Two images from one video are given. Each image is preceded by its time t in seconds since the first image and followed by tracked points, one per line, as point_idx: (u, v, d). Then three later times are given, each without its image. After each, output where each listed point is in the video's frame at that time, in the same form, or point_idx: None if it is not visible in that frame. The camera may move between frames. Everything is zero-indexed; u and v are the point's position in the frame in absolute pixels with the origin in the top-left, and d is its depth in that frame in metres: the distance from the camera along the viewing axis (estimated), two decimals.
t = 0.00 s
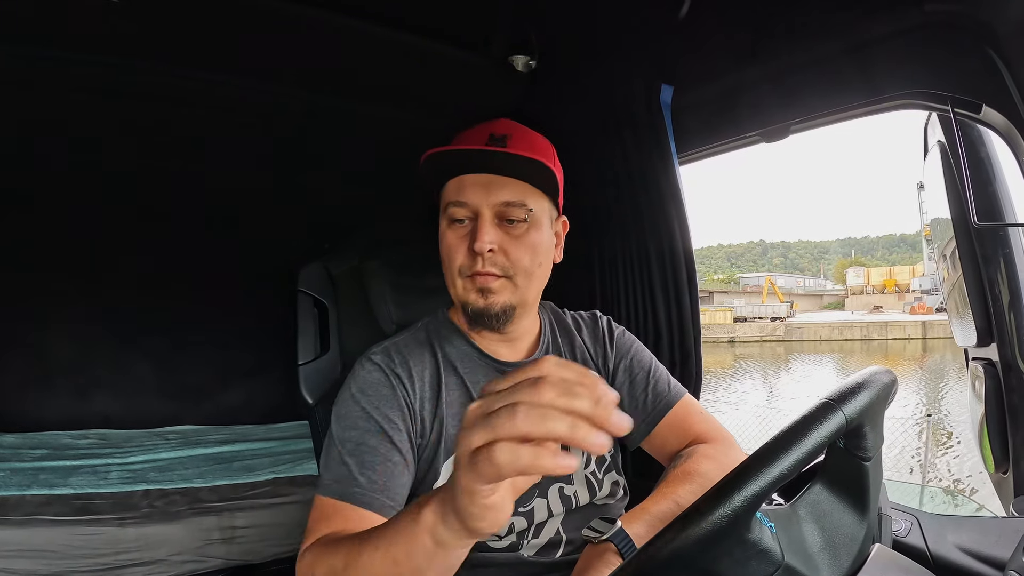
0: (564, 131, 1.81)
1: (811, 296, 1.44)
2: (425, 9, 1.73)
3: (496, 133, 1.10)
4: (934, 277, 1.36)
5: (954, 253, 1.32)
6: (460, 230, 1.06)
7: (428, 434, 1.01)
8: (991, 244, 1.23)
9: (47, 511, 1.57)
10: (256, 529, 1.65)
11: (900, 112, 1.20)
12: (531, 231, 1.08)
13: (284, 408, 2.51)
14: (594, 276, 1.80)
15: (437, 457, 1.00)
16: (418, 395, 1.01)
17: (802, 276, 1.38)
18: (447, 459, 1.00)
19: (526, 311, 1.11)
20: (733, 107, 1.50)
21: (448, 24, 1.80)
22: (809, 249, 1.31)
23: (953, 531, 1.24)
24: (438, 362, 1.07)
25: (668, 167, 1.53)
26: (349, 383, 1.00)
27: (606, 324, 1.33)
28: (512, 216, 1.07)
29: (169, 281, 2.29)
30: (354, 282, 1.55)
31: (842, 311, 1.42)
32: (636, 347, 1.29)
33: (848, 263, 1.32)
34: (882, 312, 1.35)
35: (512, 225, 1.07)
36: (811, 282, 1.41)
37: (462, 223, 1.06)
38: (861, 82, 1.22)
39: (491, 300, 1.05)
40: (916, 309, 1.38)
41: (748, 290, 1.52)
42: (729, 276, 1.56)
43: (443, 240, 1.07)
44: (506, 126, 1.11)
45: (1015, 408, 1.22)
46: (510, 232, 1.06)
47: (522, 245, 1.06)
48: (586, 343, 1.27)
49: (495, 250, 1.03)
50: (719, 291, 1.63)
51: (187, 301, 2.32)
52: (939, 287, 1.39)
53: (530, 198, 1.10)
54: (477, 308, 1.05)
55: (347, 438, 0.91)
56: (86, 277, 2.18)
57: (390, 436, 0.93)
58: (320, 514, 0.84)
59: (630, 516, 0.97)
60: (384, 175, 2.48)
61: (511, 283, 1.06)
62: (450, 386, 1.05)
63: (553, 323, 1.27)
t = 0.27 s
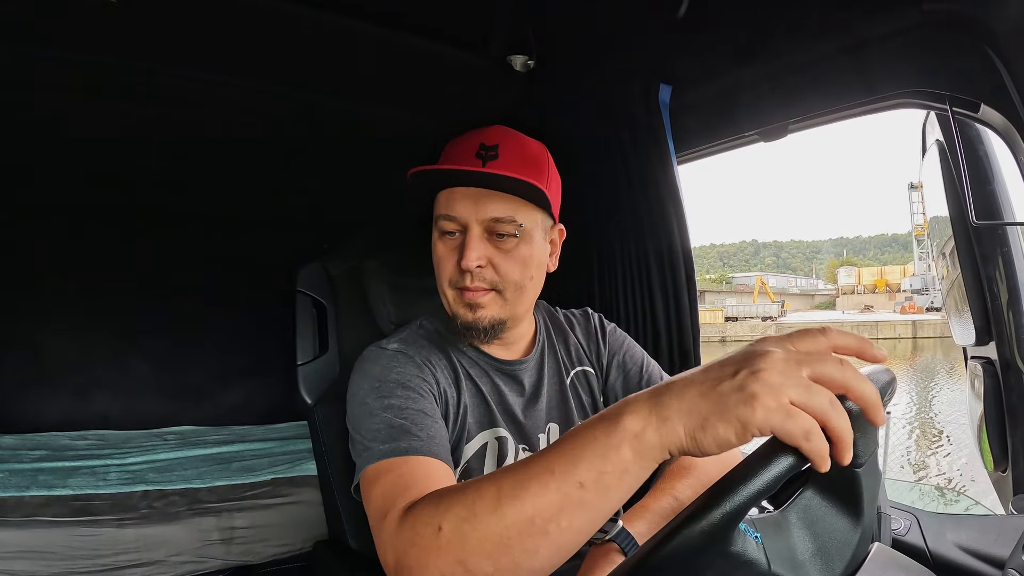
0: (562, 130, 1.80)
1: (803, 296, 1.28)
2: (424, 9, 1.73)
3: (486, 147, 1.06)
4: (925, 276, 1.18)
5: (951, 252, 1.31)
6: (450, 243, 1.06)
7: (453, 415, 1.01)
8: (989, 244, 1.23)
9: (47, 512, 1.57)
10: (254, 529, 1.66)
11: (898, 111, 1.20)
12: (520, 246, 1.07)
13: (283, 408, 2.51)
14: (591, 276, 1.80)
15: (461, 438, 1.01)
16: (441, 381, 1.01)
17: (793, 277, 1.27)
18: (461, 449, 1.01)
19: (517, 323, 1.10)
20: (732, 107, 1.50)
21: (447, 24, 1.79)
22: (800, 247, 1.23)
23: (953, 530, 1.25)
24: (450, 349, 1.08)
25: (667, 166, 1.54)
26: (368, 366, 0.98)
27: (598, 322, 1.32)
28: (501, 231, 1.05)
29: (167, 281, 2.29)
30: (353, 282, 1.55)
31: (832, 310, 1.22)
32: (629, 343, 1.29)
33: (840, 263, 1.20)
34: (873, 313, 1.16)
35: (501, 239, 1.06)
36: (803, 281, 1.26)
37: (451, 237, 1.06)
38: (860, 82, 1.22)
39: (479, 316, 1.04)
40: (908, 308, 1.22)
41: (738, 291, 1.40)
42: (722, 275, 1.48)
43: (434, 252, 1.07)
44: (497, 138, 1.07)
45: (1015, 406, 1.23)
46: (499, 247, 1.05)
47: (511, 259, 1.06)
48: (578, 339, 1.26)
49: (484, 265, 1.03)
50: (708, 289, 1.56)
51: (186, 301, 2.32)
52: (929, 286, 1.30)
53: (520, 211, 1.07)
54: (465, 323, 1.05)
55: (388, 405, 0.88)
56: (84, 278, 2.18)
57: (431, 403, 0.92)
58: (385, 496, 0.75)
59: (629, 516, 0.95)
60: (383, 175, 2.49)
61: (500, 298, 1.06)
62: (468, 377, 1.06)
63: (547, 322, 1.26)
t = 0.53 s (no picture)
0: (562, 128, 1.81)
1: (794, 296, 1.59)
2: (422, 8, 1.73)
3: (485, 145, 1.06)
4: (915, 276, 1.40)
5: (950, 248, 1.33)
6: (449, 243, 1.06)
7: (448, 418, 1.00)
8: (988, 240, 1.24)
9: (46, 512, 1.56)
10: (255, 528, 1.66)
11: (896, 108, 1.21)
12: (520, 246, 1.07)
13: (282, 407, 2.51)
14: (591, 274, 1.80)
15: (456, 442, 1.00)
16: (433, 384, 1.00)
17: (785, 275, 1.51)
18: (461, 449, 1.00)
19: (516, 323, 1.10)
20: (731, 104, 1.50)
21: (446, 23, 1.79)
22: (793, 248, 1.40)
23: (951, 526, 1.25)
24: (445, 352, 1.07)
25: (664, 162, 1.53)
26: (360, 372, 0.97)
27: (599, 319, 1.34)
28: (500, 232, 1.05)
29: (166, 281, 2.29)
30: (352, 279, 1.54)
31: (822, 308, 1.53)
32: (631, 343, 1.30)
33: (830, 263, 1.40)
34: (863, 311, 1.45)
35: (501, 240, 1.06)
36: (793, 281, 1.53)
37: (450, 237, 1.06)
38: (858, 79, 1.22)
39: (478, 316, 1.04)
40: (896, 308, 1.43)
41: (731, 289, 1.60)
42: (713, 275, 1.60)
43: (435, 252, 1.07)
44: (497, 138, 1.08)
45: (1013, 404, 1.23)
46: (499, 247, 1.05)
47: (511, 260, 1.06)
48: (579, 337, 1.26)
49: (483, 267, 1.04)
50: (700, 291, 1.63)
51: (184, 301, 2.32)
52: (925, 287, 1.42)
53: (520, 211, 1.07)
54: (464, 323, 1.04)
55: (372, 423, 0.89)
56: (83, 278, 2.18)
57: (418, 415, 0.91)
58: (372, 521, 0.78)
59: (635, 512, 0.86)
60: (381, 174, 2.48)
61: (501, 298, 1.06)
62: (462, 377, 1.05)
63: (547, 319, 1.26)
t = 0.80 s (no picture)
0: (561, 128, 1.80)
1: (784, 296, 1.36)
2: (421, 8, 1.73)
3: (489, 145, 1.07)
4: (907, 276, 1.23)
5: (949, 249, 1.32)
6: (450, 244, 1.05)
7: (424, 439, 1.00)
8: (986, 244, 1.24)
9: (44, 511, 1.56)
10: (252, 528, 1.65)
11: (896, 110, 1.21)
12: (522, 248, 1.06)
13: (281, 406, 2.51)
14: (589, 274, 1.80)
15: (434, 459, 1.00)
16: (414, 400, 1.00)
17: (775, 277, 1.36)
18: (446, 461, 1.00)
19: (516, 325, 1.09)
20: (731, 105, 1.50)
21: (445, 23, 1.79)
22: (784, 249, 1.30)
23: (949, 528, 1.28)
24: (434, 362, 1.06)
25: (663, 163, 1.54)
26: (341, 382, 0.97)
27: (596, 316, 1.34)
28: (501, 233, 1.04)
29: (164, 281, 2.28)
30: (349, 280, 1.56)
31: (812, 310, 1.31)
32: (625, 332, 1.31)
33: (822, 264, 1.27)
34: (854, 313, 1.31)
35: (502, 240, 1.05)
36: (785, 281, 1.35)
37: (451, 237, 1.06)
38: (857, 81, 1.22)
39: (478, 317, 1.03)
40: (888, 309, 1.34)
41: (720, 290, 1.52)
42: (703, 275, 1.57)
43: (435, 251, 1.06)
44: (500, 137, 1.08)
45: (1011, 406, 1.23)
46: (500, 248, 1.04)
47: (513, 262, 1.05)
48: (577, 335, 1.26)
49: (483, 268, 1.03)
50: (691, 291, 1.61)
51: (183, 301, 2.31)
52: (917, 287, 1.24)
53: (522, 213, 1.07)
54: (463, 324, 1.04)
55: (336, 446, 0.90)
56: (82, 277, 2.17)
57: (383, 441, 0.91)
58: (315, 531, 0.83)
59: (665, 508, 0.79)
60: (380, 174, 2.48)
61: (500, 300, 1.05)
62: (448, 389, 1.05)
63: (545, 320, 1.26)
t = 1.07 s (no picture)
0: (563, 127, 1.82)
1: (774, 297, 1.56)
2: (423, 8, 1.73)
3: (491, 143, 1.06)
4: (897, 278, 1.25)
5: (950, 251, 1.32)
6: (453, 241, 1.05)
7: (408, 453, 1.00)
8: (986, 247, 1.24)
9: (42, 510, 1.56)
10: (250, 529, 1.64)
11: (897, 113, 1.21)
12: (525, 245, 1.06)
13: (280, 406, 2.50)
14: (591, 274, 1.80)
15: (425, 472, 1.01)
16: (397, 415, 0.99)
17: (767, 276, 1.50)
18: (438, 473, 1.02)
19: (521, 323, 1.08)
20: (731, 108, 1.51)
21: (446, 24, 1.79)
22: (774, 250, 1.38)
23: (948, 533, 1.28)
24: (425, 373, 1.05)
25: (664, 165, 1.54)
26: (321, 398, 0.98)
27: (598, 319, 1.34)
28: (505, 230, 1.04)
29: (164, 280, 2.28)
30: (349, 281, 1.55)
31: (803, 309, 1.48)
32: (625, 338, 1.31)
33: (812, 264, 1.39)
34: (843, 312, 1.41)
35: (505, 239, 1.05)
36: (775, 282, 1.51)
37: (456, 234, 1.05)
38: (858, 84, 1.22)
39: (480, 316, 1.02)
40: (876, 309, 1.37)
41: (711, 290, 1.59)
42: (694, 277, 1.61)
43: (439, 251, 1.06)
44: (503, 135, 1.07)
45: (1011, 409, 1.24)
46: (502, 247, 1.04)
47: (516, 260, 1.04)
48: (578, 338, 1.25)
49: (487, 265, 1.02)
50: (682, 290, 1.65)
51: (182, 300, 2.31)
52: (907, 288, 1.28)
53: (525, 210, 1.06)
54: (466, 322, 1.03)
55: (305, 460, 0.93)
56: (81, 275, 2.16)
57: (347, 461, 0.93)
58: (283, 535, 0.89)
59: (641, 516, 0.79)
60: (381, 174, 2.48)
61: (502, 299, 1.04)
62: (438, 400, 1.04)
63: (547, 324, 1.26)
